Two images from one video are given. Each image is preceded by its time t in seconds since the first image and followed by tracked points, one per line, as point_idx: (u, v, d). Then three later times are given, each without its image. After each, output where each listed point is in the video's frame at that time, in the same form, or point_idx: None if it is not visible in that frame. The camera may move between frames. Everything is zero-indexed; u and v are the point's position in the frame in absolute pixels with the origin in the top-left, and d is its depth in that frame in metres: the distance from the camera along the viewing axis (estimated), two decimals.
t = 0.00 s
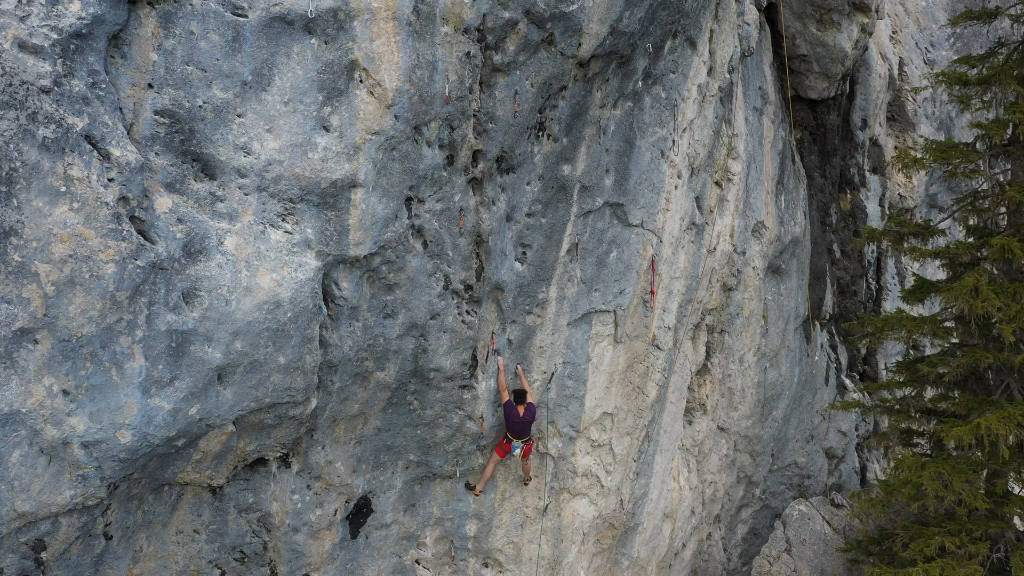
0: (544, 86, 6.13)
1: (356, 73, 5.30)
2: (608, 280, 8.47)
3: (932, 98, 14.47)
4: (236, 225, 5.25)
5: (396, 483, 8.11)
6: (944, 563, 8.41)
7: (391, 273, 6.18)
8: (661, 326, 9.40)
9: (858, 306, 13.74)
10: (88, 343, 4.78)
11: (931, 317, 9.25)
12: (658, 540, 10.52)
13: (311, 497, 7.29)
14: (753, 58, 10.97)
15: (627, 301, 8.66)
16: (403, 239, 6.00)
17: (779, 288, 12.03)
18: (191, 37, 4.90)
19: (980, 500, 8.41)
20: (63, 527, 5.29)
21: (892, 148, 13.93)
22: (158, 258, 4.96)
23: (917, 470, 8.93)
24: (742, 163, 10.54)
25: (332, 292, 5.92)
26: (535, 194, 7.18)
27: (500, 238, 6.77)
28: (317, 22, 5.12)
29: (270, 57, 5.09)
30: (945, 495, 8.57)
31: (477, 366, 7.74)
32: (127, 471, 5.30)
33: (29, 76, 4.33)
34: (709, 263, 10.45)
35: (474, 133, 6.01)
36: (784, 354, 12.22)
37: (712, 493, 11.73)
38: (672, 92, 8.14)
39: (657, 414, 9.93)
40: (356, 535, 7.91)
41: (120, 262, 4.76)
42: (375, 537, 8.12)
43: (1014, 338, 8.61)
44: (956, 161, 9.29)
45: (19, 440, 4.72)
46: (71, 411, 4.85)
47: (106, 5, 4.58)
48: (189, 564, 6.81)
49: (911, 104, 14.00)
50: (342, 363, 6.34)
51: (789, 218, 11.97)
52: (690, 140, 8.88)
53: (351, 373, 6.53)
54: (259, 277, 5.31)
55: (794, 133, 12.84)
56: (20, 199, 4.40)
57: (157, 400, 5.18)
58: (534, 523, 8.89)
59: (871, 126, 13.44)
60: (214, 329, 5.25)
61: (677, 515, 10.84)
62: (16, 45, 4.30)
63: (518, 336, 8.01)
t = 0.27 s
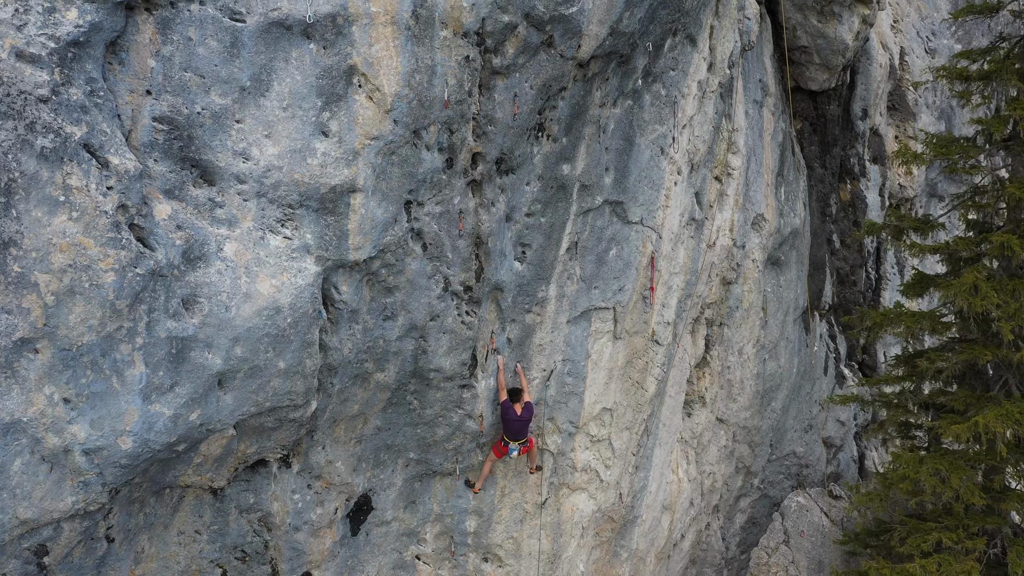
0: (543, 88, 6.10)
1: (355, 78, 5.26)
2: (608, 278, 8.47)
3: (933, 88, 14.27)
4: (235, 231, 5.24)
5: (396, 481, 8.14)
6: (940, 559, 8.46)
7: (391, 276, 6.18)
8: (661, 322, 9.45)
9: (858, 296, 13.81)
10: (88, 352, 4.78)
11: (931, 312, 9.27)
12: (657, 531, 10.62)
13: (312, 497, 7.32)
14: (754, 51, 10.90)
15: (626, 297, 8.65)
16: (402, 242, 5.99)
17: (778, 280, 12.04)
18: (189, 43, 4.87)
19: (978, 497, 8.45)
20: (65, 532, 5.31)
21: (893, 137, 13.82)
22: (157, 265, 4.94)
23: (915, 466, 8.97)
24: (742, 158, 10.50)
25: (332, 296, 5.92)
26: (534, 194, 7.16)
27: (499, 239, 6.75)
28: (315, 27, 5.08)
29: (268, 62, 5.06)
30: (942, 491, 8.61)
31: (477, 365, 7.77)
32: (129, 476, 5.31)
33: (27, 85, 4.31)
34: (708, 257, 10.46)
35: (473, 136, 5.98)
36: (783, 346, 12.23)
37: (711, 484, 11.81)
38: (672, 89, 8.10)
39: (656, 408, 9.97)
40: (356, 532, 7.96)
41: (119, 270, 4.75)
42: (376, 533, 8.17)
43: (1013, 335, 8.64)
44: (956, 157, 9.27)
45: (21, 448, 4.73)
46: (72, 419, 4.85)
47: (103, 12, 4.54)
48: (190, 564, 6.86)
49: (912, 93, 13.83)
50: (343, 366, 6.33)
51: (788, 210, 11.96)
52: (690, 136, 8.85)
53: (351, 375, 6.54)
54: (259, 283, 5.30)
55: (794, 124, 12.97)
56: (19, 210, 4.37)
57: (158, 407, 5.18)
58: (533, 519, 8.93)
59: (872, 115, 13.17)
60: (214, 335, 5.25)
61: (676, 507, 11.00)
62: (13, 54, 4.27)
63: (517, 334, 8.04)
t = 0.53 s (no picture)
0: (543, 90, 6.09)
1: (354, 83, 5.23)
2: (607, 275, 8.47)
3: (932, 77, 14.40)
4: (234, 238, 5.24)
5: (396, 478, 8.17)
6: (938, 555, 8.51)
7: (390, 279, 6.18)
8: (661, 317, 9.47)
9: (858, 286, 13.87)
10: (89, 360, 4.78)
11: (930, 308, 9.29)
12: (656, 523, 10.71)
13: (312, 496, 7.35)
14: (755, 44, 10.83)
15: (626, 294, 8.66)
16: (402, 245, 5.98)
17: (778, 272, 12.06)
18: (187, 50, 4.84)
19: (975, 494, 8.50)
20: (67, 537, 5.33)
21: (892, 127, 13.93)
22: (157, 272, 4.94)
23: (913, 462, 9.01)
24: (741, 153, 10.47)
25: (332, 301, 5.92)
26: (534, 194, 7.15)
27: (499, 240, 6.75)
28: (314, 33, 5.05)
29: (267, 68, 5.03)
30: (940, 488, 8.66)
31: (477, 364, 7.79)
32: (130, 481, 5.33)
33: (25, 95, 4.29)
34: (707, 252, 10.47)
35: (472, 139, 5.97)
36: (782, 337, 12.25)
37: (710, 475, 11.89)
38: (672, 86, 8.06)
39: (656, 402, 10.02)
40: (357, 529, 8.01)
41: (119, 279, 4.74)
42: (376, 530, 8.22)
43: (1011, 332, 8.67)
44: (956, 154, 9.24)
45: (22, 457, 4.74)
46: (73, 427, 4.86)
47: (101, 20, 4.52)
48: (192, 563, 6.92)
49: (912, 83, 13.93)
50: (343, 368, 6.34)
51: (788, 202, 11.94)
52: (690, 132, 8.83)
53: (351, 376, 6.55)
54: (259, 289, 5.31)
55: (794, 115, 12.85)
56: (18, 221, 4.36)
57: (159, 413, 5.20)
58: (533, 514, 8.98)
59: (872, 105, 13.33)
60: (214, 341, 5.26)
61: (675, 499, 11.08)
62: (11, 64, 4.25)
63: (517, 333, 8.05)
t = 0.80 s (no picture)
0: (541, 93, 6.07)
1: (352, 89, 5.21)
2: (606, 273, 8.47)
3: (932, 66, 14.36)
4: (234, 244, 5.24)
5: (396, 476, 8.22)
6: (934, 551, 8.59)
7: (389, 282, 6.18)
8: (659, 313, 9.49)
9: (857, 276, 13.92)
10: (89, 368, 4.79)
11: (928, 303, 9.32)
12: (654, 515, 10.80)
13: (313, 494, 7.39)
14: (754, 38, 10.78)
15: (624, 291, 8.67)
16: (401, 249, 5.98)
17: (776, 264, 12.09)
18: (185, 57, 4.82)
19: (971, 490, 8.56)
20: (70, 541, 5.36)
21: (892, 117, 13.97)
22: (157, 280, 4.94)
23: (909, 458, 9.07)
24: (741, 148, 10.44)
25: (332, 304, 5.93)
26: (533, 195, 7.15)
27: (498, 241, 6.75)
28: (312, 39, 5.02)
29: (265, 74, 5.01)
30: (937, 484, 8.72)
31: (476, 364, 7.81)
32: (131, 485, 5.36)
33: (23, 106, 4.28)
34: (706, 247, 10.47)
35: (471, 142, 5.96)
36: (780, 329, 12.29)
37: (708, 466, 11.97)
38: (671, 84, 8.03)
39: (654, 397, 10.06)
40: (357, 526, 8.06)
41: (119, 287, 4.75)
42: (376, 527, 8.28)
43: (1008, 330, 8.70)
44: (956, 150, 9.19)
45: (24, 464, 4.76)
46: (74, 434, 4.88)
47: (99, 28, 4.49)
48: (193, 562, 6.98)
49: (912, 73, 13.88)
50: (342, 371, 6.36)
51: (787, 194, 11.93)
52: (689, 129, 8.80)
53: (351, 378, 6.57)
54: (258, 295, 5.31)
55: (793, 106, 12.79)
56: (17, 231, 4.35)
57: (159, 419, 5.22)
58: (532, 509, 9.02)
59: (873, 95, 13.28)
60: (214, 347, 5.27)
61: (673, 491, 11.18)
62: (9, 74, 4.24)
63: (516, 332, 8.07)
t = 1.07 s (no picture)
0: (540, 95, 6.06)
1: (350, 95, 5.20)
2: (604, 270, 8.48)
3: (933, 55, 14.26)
4: (232, 250, 5.24)
5: (395, 473, 8.27)
6: (930, 546, 8.68)
7: (388, 284, 6.19)
8: (658, 308, 9.51)
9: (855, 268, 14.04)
10: (89, 376, 4.81)
11: (926, 299, 9.34)
12: (652, 507, 10.89)
13: (313, 493, 7.44)
14: (754, 32, 10.72)
15: (622, 288, 8.68)
16: (399, 252, 5.99)
17: (774, 257, 12.11)
18: (183, 65, 4.81)
19: (967, 486, 8.63)
20: (72, 544, 5.39)
21: (892, 107, 13.87)
22: (156, 287, 4.95)
23: (906, 454, 9.11)
24: (739, 143, 10.41)
25: (330, 308, 5.94)
26: (531, 195, 7.16)
27: (496, 242, 6.76)
28: (310, 45, 5.00)
29: (262, 81, 5.00)
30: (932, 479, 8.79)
31: (475, 363, 7.83)
32: (133, 489, 5.39)
33: (21, 116, 4.28)
34: (705, 242, 10.47)
35: (469, 145, 5.95)
36: (778, 321, 12.32)
37: (706, 457, 12.05)
38: (670, 82, 8.00)
39: (652, 390, 10.11)
40: (356, 522, 8.11)
41: (118, 296, 4.76)
42: (376, 523, 8.33)
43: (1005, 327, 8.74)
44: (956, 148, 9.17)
45: (26, 472, 4.78)
46: (75, 441, 4.90)
47: (96, 37, 4.48)
48: (195, 561, 7.03)
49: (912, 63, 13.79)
50: (341, 372, 6.38)
51: (786, 187, 11.93)
52: (687, 125, 8.78)
53: (350, 380, 6.59)
54: (257, 301, 5.32)
55: (793, 98, 12.74)
56: (16, 242, 4.35)
57: (159, 424, 5.24)
58: (530, 503, 9.09)
59: (872, 85, 13.15)
60: (213, 353, 5.28)
61: (671, 482, 11.26)
62: (6, 85, 4.23)
63: (514, 331, 8.09)
